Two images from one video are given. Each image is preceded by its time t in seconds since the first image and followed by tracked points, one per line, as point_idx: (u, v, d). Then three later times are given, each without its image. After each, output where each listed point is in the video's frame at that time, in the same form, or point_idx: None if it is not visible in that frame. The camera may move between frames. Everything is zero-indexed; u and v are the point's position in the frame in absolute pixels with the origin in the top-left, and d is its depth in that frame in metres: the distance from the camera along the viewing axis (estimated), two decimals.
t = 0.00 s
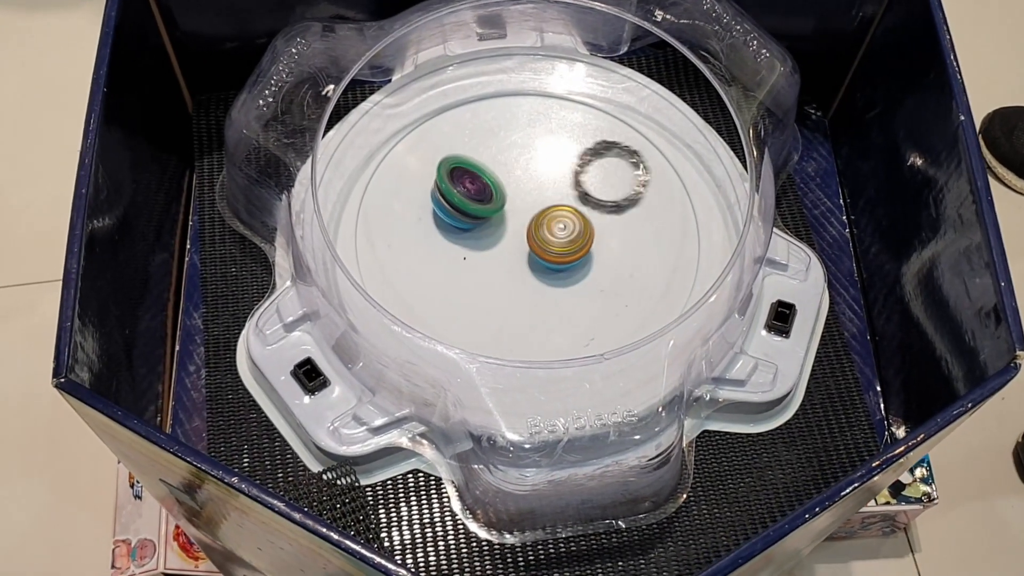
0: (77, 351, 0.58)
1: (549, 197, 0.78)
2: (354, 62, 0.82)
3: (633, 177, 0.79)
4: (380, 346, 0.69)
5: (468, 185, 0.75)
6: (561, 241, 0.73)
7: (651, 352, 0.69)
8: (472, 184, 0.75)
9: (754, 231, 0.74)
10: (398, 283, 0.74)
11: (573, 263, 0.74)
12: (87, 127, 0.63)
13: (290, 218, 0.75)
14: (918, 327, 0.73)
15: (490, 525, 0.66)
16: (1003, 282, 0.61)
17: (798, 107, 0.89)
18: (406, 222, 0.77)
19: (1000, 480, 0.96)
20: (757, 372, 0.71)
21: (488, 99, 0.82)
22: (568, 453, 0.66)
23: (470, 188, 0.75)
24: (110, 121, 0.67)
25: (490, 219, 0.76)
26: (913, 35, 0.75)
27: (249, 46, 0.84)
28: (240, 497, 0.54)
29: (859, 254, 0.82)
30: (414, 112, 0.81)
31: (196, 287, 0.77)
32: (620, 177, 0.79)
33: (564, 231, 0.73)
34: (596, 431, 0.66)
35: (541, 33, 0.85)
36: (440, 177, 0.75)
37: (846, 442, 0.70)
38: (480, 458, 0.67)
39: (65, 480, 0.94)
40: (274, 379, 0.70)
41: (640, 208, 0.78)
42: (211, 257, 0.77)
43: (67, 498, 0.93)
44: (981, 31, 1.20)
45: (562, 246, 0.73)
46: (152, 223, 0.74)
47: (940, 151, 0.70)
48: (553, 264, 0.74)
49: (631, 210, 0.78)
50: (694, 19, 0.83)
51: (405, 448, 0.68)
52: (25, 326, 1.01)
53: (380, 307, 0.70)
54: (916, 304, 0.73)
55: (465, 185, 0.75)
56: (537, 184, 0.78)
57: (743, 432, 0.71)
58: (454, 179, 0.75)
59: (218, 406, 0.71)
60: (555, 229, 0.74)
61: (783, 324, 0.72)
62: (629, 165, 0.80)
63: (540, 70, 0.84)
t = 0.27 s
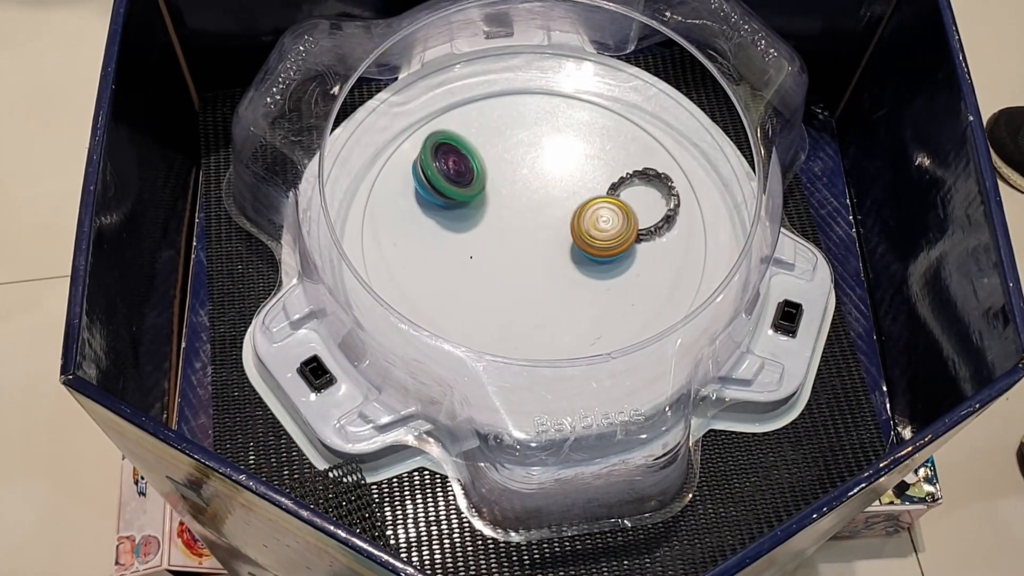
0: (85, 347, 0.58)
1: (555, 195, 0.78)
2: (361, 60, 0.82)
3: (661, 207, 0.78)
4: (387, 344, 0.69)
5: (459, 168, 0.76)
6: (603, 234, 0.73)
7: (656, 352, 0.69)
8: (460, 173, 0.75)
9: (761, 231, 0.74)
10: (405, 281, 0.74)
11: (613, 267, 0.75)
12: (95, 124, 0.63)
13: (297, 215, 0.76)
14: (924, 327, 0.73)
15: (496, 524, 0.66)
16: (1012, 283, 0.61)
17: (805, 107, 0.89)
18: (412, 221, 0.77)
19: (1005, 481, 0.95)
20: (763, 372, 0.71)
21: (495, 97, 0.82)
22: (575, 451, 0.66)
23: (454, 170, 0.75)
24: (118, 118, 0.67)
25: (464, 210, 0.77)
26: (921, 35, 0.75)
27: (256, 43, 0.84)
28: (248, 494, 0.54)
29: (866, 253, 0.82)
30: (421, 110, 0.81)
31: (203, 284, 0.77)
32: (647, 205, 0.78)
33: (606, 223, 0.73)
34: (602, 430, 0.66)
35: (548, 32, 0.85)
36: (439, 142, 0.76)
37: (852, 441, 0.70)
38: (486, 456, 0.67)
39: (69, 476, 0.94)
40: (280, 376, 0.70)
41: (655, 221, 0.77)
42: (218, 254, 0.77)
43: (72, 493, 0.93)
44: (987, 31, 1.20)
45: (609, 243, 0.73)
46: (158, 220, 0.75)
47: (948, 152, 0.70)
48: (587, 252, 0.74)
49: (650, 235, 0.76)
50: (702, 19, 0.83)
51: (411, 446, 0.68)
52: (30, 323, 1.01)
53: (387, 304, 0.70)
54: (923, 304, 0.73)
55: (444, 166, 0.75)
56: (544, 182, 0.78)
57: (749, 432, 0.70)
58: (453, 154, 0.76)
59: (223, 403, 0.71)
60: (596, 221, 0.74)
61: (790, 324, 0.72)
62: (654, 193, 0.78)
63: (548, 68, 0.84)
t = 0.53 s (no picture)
0: (89, 342, 0.58)
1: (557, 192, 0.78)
2: (364, 57, 0.83)
3: (656, 200, 0.78)
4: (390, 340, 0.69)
5: (487, 165, 0.75)
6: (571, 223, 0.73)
7: (657, 349, 0.69)
8: (487, 172, 0.75)
9: (763, 228, 0.74)
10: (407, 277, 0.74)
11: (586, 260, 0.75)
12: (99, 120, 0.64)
13: (300, 210, 0.76)
14: (925, 325, 0.73)
15: (497, 520, 0.66)
16: (1012, 280, 0.61)
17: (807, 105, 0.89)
18: (415, 217, 0.77)
19: (1005, 479, 0.96)
20: (765, 369, 0.71)
21: (497, 94, 0.82)
22: (577, 448, 0.67)
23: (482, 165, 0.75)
24: (122, 114, 0.67)
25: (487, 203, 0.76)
26: (923, 33, 0.75)
27: (259, 40, 0.84)
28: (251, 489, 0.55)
29: (867, 251, 0.82)
30: (424, 107, 0.81)
31: (205, 280, 0.77)
32: (641, 203, 0.78)
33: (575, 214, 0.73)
34: (604, 426, 0.67)
35: (551, 29, 0.85)
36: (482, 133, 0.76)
37: (852, 439, 0.71)
38: (489, 452, 0.67)
39: (71, 472, 0.95)
40: (283, 372, 0.70)
41: (650, 218, 0.77)
42: (220, 250, 0.77)
43: (74, 489, 0.94)
44: (988, 30, 1.20)
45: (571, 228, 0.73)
46: (161, 216, 0.75)
47: (949, 150, 0.70)
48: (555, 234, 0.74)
49: (648, 232, 0.77)
50: (705, 17, 0.84)
51: (413, 442, 0.68)
52: (32, 319, 1.02)
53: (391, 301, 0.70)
54: (924, 302, 0.74)
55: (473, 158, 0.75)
56: (546, 179, 0.79)
57: (750, 429, 0.71)
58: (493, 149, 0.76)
59: (226, 398, 0.71)
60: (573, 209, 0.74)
61: (791, 321, 0.73)
62: (646, 188, 0.78)
63: (550, 66, 0.84)
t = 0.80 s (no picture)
0: (88, 339, 0.58)
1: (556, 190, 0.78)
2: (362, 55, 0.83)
3: (639, 201, 0.78)
4: (388, 338, 0.69)
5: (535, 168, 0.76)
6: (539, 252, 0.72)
7: (653, 348, 0.70)
8: (530, 175, 0.75)
9: (760, 227, 0.74)
10: (405, 275, 0.75)
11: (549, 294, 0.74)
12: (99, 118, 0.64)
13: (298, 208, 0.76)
14: (921, 323, 0.73)
15: (494, 517, 0.66)
16: (1008, 279, 0.61)
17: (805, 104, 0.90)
18: (413, 216, 0.77)
19: (1002, 477, 0.96)
20: (762, 367, 0.71)
21: (496, 93, 0.83)
22: (574, 445, 0.67)
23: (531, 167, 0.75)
24: (121, 112, 0.67)
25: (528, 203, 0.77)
26: (920, 33, 0.76)
27: (258, 38, 0.84)
28: (249, 486, 0.55)
29: (864, 250, 0.82)
30: (423, 105, 0.81)
31: (204, 278, 0.77)
32: (625, 207, 0.78)
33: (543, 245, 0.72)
34: (601, 424, 0.67)
35: (550, 28, 0.85)
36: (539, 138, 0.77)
37: (849, 436, 0.71)
38: (486, 449, 0.67)
39: (71, 469, 0.95)
40: (281, 370, 0.70)
41: (635, 222, 0.77)
42: (219, 248, 0.78)
43: (74, 486, 0.94)
44: (987, 29, 1.20)
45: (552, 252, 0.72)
46: (161, 213, 0.75)
47: (946, 149, 0.71)
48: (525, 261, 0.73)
49: (633, 235, 0.76)
50: (703, 15, 0.84)
51: (410, 439, 0.68)
52: (32, 317, 1.02)
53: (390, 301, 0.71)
54: (920, 301, 0.74)
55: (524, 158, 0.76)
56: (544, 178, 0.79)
57: (747, 427, 0.71)
58: (549, 155, 0.76)
59: (224, 396, 0.71)
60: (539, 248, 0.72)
61: (789, 319, 0.73)
62: (630, 192, 0.78)
63: (548, 64, 0.84)
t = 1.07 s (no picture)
0: (90, 339, 0.58)
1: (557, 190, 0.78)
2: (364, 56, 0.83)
3: (641, 220, 0.77)
4: (390, 338, 0.69)
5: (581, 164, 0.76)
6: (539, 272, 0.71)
7: (655, 348, 0.70)
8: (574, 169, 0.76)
9: (761, 227, 0.74)
10: (407, 275, 0.75)
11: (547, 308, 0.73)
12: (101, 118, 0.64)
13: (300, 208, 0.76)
14: (922, 323, 0.73)
15: (496, 516, 0.66)
16: (1009, 279, 0.61)
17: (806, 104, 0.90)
18: (415, 216, 0.77)
19: (1002, 477, 0.96)
20: (763, 366, 0.71)
21: (497, 92, 0.83)
22: (576, 445, 0.67)
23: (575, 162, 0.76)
24: (123, 112, 0.68)
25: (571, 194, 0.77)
26: (921, 33, 0.76)
27: (259, 39, 0.84)
28: (251, 486, 0.55)
29: (865, 250, 0.82)
30: (424, 105, 0.82)
31: (206, 277, 0.78)
32: (629, 226, 0.77)
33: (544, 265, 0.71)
34: (602, 423, 0.67)
35: (550, 28, 0.86)
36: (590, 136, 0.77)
37: (850, 436, 0.71)
38: (487, 449, 0.67)
39: (72, 468, 0.95)
40: (283, 369, 0.70)
41: (641, 240, 0.76)
42: (221, 248, 0.78)
43: (76, 485, 0.94)
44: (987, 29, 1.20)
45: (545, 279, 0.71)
46: (162, 213, 0.75)
47: (947, 149, 0.71)
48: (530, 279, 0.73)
49: (641, 253, 0.76)
50: (704, 15, 0.84)
51: (412, 439, 0.68)
52: (33, 316, 1.02)
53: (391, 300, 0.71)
54: (921, 300, 0.74)
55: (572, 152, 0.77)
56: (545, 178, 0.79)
57: (748, 426, 0.71)
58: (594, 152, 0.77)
59: (226, 395, 0.71)
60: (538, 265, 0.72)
61: (789, 319, 0.73)
62: (631, 213, 0.78)
63: (550, 64, 0.84)
